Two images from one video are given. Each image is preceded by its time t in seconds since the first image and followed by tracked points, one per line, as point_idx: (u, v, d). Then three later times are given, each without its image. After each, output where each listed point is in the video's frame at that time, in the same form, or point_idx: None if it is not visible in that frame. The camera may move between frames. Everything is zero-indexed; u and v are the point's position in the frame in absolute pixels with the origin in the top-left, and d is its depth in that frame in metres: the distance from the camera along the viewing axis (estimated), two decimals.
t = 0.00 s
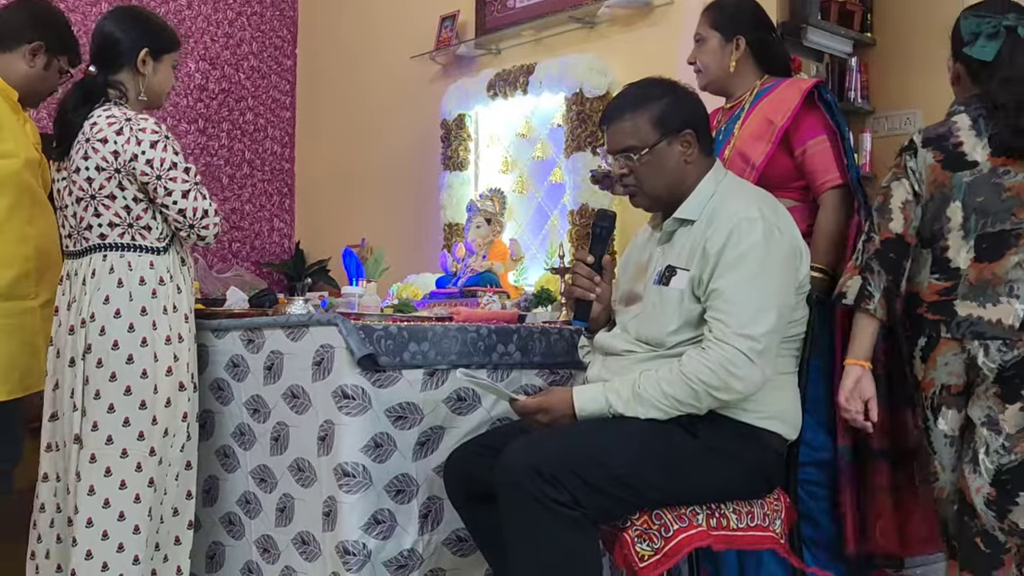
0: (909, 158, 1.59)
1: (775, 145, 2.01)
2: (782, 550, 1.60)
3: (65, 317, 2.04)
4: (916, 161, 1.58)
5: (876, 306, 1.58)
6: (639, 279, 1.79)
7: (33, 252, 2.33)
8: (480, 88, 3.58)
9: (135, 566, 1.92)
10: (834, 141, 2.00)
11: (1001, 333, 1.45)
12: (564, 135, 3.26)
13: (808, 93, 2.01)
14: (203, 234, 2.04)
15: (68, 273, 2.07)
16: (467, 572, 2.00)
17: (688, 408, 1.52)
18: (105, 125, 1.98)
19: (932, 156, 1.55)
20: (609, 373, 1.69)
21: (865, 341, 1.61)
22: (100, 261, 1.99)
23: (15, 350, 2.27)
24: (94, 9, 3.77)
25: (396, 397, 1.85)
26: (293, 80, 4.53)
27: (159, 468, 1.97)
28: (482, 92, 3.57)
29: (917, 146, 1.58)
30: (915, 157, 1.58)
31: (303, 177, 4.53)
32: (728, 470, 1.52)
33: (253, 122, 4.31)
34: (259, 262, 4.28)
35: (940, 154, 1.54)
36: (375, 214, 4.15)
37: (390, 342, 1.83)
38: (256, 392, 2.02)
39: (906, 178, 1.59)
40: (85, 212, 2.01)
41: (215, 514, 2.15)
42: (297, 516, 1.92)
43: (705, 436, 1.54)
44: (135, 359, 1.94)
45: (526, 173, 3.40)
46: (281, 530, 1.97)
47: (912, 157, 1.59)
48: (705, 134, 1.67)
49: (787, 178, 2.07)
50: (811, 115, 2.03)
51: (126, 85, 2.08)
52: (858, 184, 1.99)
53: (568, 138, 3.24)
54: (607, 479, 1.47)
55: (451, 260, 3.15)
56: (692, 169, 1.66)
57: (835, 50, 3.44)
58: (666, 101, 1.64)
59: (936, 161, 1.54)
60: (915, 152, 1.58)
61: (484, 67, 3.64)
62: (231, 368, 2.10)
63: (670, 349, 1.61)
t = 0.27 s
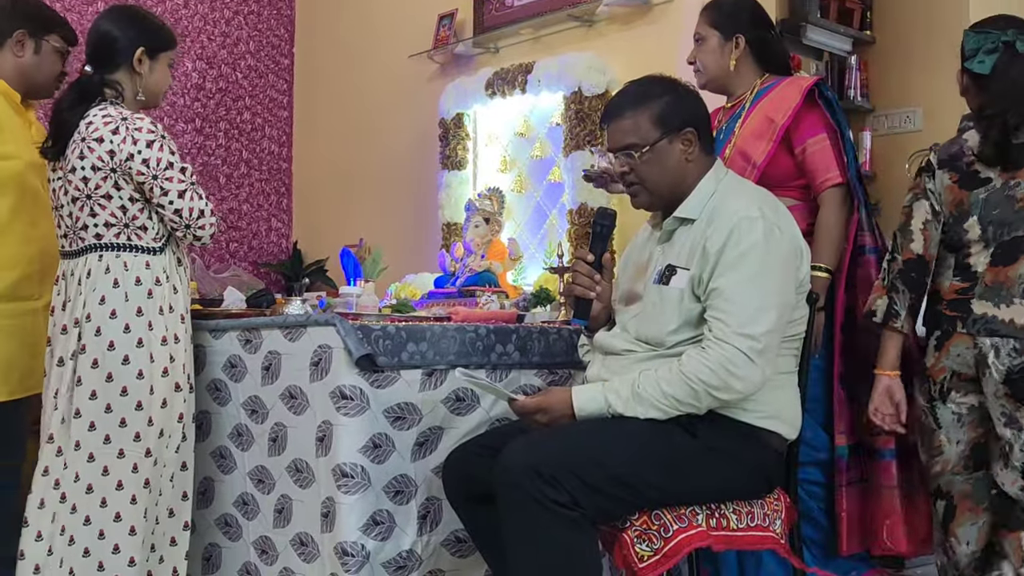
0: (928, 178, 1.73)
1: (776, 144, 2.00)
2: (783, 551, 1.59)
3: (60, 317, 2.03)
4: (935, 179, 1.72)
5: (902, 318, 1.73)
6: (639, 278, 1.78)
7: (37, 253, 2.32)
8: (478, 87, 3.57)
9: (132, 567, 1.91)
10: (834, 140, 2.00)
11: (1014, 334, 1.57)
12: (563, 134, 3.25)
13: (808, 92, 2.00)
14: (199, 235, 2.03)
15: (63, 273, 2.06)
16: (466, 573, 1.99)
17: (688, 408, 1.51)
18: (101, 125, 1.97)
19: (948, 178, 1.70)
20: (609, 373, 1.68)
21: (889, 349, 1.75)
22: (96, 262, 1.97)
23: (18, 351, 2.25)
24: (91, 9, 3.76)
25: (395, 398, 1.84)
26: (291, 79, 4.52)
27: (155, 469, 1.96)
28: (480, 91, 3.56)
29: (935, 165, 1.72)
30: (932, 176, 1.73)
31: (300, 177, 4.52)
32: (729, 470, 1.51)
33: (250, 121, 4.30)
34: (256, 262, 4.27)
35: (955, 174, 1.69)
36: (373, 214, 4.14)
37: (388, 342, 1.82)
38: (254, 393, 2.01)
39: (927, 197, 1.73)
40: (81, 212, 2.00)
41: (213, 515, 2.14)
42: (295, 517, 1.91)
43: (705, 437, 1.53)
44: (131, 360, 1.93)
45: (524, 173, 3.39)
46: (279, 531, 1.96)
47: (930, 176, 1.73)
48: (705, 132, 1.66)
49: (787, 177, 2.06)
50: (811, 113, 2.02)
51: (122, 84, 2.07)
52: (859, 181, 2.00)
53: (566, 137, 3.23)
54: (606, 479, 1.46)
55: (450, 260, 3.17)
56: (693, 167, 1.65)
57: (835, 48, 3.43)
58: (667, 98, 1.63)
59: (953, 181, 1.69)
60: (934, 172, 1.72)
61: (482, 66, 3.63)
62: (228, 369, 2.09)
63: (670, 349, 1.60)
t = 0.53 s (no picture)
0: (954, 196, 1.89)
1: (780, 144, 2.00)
2: (780, 551, 1.58)
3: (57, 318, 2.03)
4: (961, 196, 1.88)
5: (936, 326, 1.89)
6: (637, 278, 1.78)
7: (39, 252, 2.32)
8: (476, 88, 3.57)
9: (130, 568, 1.92)
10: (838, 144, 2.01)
11: None
12: (560, 134, 3.25)
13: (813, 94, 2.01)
14: (195, 236, 2.03)
15: (61, 274, 2.06)
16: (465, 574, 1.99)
17: (685, 408, 1.51)
18: (97, 125, 1.96)
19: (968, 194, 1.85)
20: (607, 373, 1.68)
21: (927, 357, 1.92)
22: (93, 263, 1.97)
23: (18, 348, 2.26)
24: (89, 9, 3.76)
25: (393, 398, 1.84)
26: (288, 80, 4.52)
27: (154, 470, 1.96)
28: (478, 91, 3.56)
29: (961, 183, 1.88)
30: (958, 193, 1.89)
31: (298, 178, 4.52)
32: (726, 470, 1.51)
33: (248, 122, 4.30)
34: (255, 262, 4.27)
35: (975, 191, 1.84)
36: (371, 214, 4.13)
37: (386, 343, 1.82)
38: (252, 394, 2.01)
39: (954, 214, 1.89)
40: (78, 213, 2.00)
41: (211, 516, 2.14)
42: (293, 518, 1.91)
43: (702, 437, 1.53)
44: (129, 361, 1.94)
45: (522, 173, 3.40)
46: (277, 532, 1.95)
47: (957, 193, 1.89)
48: (703, 133, 1.66)
49: (789, 178, 2.06)
50: (816, 116, 2.03)
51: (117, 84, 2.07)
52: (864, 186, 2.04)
53: (564, 137, 3.23)
54: (604, 479, 1.46)
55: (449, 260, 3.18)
56: (691, 168, 1.65)
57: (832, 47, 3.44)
58: (665, 99, 1.62)
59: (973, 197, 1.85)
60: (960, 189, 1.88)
61: (480, 66, 3.63)
62: (226, 369, 2.09)
63: (668, 349, 1.60)
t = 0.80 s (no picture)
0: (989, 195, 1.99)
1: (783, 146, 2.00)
2: (778, 551, 1.58)
3: (53, 319, 2.03)
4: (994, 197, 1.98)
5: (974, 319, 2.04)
6: (634, 279, 1.78)
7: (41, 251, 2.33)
8: (473, 89, 3.57)
9: (127, 569, 1.90)
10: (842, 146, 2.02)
11: None
12: (558, 135, 3.25)
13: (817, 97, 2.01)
14: (190, 237, 2.03)
15: (56, 275, 2.06)
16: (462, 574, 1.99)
17: (682, 409, 1.51)
18: (93, 126, 1.96)
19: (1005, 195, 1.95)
20: (604, 374, 1.68)
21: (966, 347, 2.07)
22: (90, 264, 1.97)
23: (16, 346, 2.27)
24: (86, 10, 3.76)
25: (390, 399, 1.84)
26: (286, 80, 4.52)
27: (150, 471, 1.96)
28: (476, 92, 3.56)
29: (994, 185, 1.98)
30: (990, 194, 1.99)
31: (296, 179, 4.51)
32: (724, 470, 1.52)
33: (246, 122, 4.30)
34: (252, 263, 4.27)
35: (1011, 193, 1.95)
36: (369, 215, 4.13)
37: (384, 343, 1.82)
38: (249, 395, 2.01)
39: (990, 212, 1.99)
40: (74, 214, 2.00)
41: (209, 516, 2.14)
42: (291, 519, 1.91)
43: (699, 437, 1.53)
44: (125, 361, 1.93)
45: (519, 174, 3.40)
46: (275, 533, 1.95)
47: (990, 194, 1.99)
48: (701, 134, 1.66)
49: (791, 180, 2.07)
50: (819, 119, 2.04)
51: (113, 85, 2.07)
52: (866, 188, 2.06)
53: (562, 138, 3.23)
54: (601, 480, 1.46)
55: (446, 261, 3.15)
56: (689, 169, 1.65)
57: (828, 47, 3.45)
58: (664, 99, 1.62)
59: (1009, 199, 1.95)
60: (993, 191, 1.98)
61: (477, 67, 3.63)
62: (224, 370, 2.09)
63: (665, 350, 1.60)
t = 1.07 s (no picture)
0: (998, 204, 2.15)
1: (781, 147, 2.01)
2: (774, 550, 1.59)
3: (50, 319, 2.03)
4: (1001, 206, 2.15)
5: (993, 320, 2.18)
6: (632, 278, 1.78)
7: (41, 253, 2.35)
8: (471, 89, 3.57)
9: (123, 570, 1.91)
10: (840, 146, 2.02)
11: None
12: (555, 135, 3.26)
13: (814, 98, 2.02)
14: (186, 238, 2.03)
15: (53, 275, 2.06)
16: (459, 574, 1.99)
17: (679, 409, 1.51)
18: (91, 126, 1.96)
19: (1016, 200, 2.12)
20: (601, 373, 1.68)
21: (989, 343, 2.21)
22: (86, 264, 1.97)
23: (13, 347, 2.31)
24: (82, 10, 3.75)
25: (387, 399, 1.84)
26: (283, 80, 4.52)
27: (146, 471, 1.96)
28: (473, 92, 3.57)
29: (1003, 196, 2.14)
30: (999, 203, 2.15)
31: (292, 179, 4.51)
32: (721, 470, 1.52)
33: (243, 122, 4.30)
34: (249, 263, 4.27)
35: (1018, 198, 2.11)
36: (366, 214, 4.13)
37: (380, 343, 1.82)
38: (246, 395, 2.01)
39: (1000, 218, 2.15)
40: (71, 214, 2.00)
41: (206, 516, 2.14)
42: (288, 518, 1.91)
43: (696, 437, 1.53)
44: (121, 362, 1.93)
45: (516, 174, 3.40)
46: (272, 532, 1.95)
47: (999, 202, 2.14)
48: (699, 134, 1.66)
49: (789, 180, 2.07)
50: (817, 119, 2.04)
51: (111, 84, 2.06)
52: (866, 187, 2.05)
53: (559, 138, 3.24)
54: (598, 480, 1.46)
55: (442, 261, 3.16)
56: (687, 168, 1.65)
57: (824, 47, 3.45)
58: (662, 99, 1.63)
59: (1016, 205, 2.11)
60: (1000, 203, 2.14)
61: (474, 67, 3.63)
62: (221, 370, 2.09)
63: (662, 349, 1.61)
